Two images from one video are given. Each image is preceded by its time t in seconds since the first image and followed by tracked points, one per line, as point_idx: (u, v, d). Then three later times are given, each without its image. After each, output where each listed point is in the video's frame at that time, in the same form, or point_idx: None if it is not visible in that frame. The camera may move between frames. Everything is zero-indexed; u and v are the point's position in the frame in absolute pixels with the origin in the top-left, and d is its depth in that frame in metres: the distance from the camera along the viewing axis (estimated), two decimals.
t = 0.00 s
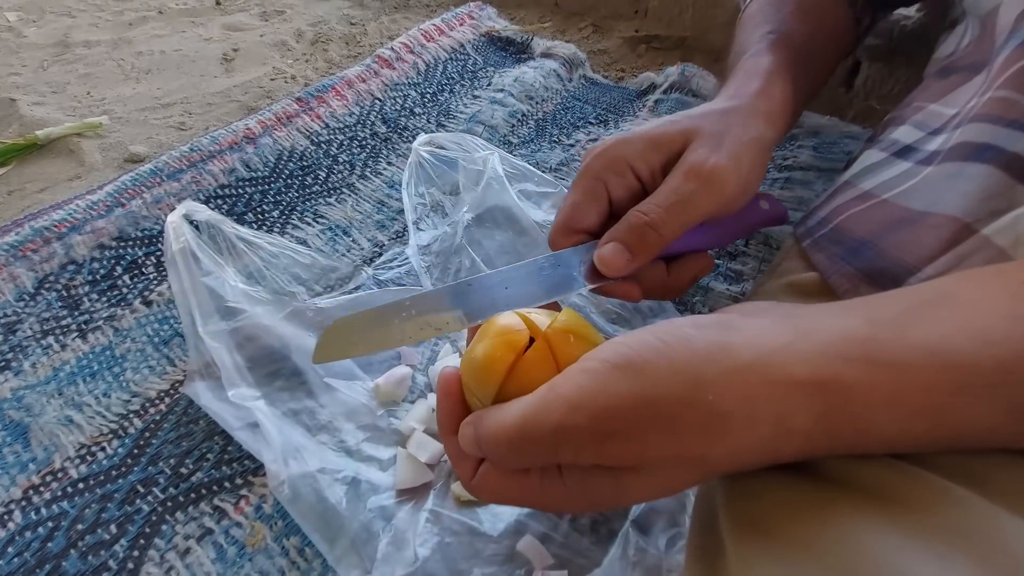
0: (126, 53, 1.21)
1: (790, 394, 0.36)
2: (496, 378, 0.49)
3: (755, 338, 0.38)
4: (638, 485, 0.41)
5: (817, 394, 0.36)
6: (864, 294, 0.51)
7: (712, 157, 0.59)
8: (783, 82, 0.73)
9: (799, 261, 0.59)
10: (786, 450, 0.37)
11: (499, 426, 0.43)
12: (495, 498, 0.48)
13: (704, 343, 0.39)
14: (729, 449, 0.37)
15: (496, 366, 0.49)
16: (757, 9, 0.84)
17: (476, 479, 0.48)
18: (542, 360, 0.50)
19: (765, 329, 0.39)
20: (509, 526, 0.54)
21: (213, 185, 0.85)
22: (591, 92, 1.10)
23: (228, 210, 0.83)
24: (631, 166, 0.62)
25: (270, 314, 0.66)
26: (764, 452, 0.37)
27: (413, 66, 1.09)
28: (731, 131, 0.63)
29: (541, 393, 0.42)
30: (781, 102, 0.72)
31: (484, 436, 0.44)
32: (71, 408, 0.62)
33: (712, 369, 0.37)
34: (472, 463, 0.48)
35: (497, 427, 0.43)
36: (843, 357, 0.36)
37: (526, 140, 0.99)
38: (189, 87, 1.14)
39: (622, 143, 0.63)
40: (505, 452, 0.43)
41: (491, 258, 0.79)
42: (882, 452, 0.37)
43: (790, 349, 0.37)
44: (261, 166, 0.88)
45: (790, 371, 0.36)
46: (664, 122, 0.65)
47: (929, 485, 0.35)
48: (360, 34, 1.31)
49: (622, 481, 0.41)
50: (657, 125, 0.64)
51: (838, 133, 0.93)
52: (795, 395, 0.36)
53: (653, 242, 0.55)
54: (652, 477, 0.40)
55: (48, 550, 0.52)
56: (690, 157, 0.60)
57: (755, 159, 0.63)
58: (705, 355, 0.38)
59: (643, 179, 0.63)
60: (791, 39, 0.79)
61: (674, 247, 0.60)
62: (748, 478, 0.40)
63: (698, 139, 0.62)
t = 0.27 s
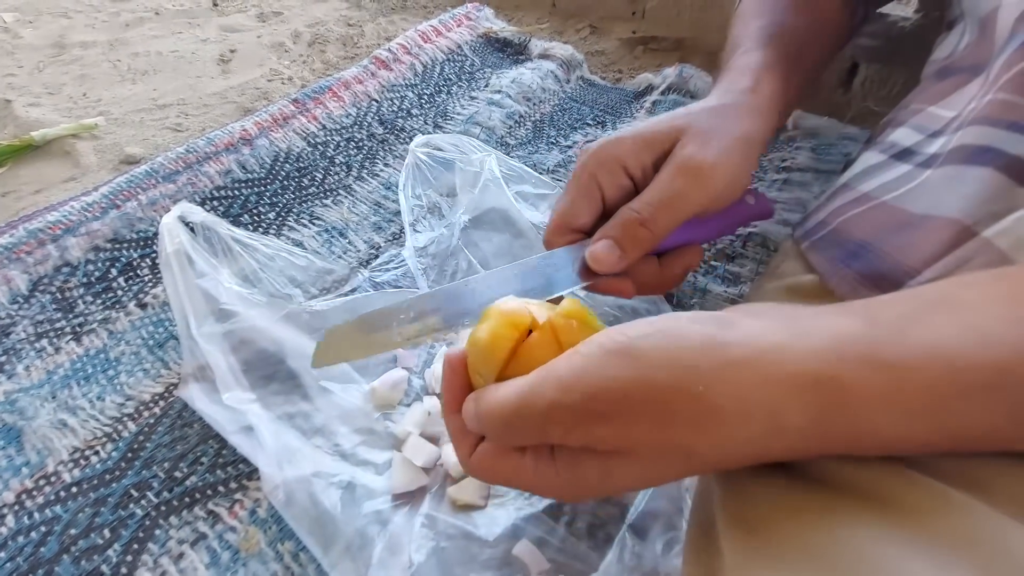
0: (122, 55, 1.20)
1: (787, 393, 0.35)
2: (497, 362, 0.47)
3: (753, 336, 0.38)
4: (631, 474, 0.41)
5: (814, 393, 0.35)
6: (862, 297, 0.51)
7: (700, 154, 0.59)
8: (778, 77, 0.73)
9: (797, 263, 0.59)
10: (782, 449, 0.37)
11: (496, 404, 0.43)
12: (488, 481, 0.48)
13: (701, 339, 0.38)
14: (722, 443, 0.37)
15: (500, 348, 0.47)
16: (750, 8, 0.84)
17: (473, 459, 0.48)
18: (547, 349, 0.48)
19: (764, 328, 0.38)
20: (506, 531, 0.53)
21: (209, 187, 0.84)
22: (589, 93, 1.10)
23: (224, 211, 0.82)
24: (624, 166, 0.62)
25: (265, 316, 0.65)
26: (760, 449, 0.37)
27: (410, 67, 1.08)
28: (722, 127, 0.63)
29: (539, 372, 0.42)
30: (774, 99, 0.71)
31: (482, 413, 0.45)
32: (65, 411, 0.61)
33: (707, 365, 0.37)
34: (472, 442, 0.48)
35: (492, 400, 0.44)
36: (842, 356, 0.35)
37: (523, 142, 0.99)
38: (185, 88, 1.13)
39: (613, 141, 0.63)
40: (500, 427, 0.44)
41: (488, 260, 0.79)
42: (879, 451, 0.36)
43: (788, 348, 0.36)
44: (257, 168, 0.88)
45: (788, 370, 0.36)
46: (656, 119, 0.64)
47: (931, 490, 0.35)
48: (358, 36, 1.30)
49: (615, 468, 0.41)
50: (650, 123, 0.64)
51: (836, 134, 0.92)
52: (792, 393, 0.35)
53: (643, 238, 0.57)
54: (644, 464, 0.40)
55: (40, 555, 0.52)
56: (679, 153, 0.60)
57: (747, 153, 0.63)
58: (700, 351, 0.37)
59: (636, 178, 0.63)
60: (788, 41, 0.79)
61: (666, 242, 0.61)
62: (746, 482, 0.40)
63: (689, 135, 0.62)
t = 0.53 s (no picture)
0: (118, 57, 1.20)
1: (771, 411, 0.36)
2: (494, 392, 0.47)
3: (739, 353, 0.38)
4: (625, 499, 0.41)
5: (800, 410, 0.35)
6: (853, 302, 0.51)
7: (731, 167, 0.60)
8: (777, 80, 0.73)
9: (790, 268, 0.59)
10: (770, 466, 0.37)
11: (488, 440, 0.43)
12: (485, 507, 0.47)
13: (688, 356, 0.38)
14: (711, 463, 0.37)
15: (495, 380, 0.47)
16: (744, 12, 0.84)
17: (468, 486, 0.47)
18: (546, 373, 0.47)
19: (750, 343, 0.39)
20: (498, 536, 0.53)
21: (204, 190, 0.84)
22: (585, 96, 1.10)
23: (219, 215, 0.82)
24: (653, 182, 0.62)
25: (258, 321, 0.65)
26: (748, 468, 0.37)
27: (406, 70, 1.08)
28: (742, 139, 0.64)
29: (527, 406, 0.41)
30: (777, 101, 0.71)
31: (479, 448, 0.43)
32: (58, 416, 0.61)
33: (694, 383, 0.37)
34: (465, 470, 0.47)
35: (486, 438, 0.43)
36: (827, 372, 0.36)
37: (519, 144, 0.99)
38: (181, 91, 1.13)
39: (638, 160, 0.62)
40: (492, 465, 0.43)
41: (483, 263, 0.79)
42: (868, 466, 0.36)
43: (774, 363, 0.37)
44: (252, 171, 0.88)
45: (774, 387, 0.36)
46: (675, 134, 0.65)
47: (920, 503, 0.35)
48: (354, 38, 1.30)
49: (609, 493, 0.41)
50: (668, 139, 0.64)
51: (831, 136, 0.93)
52: (778, 412, 0.36)
53: (680, 249, 0.57)
54: (638, 490, 0.40)
55: (33, 561, 0.52)
56: (711, 166, 0.60)
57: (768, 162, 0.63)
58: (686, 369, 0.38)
59: (665, 194, 0.62)
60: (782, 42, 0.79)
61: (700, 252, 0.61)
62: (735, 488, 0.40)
63: (713, 149, 0.63)
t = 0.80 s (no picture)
0: (116, 60, 1.20)
1: (769, 407, 0.36)
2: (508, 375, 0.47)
3: (739, 350, 0.38)
4: (623, 494, 0.41)
5: (798, 408, 0.35)
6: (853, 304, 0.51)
7: (692, 175, 0.60)
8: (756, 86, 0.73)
9: (790, 270, 0.59)
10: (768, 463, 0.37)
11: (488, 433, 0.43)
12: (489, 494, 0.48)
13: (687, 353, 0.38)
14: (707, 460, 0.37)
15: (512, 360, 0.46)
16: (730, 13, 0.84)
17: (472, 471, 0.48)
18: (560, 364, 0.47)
19: (751, 341, 0.39)
20: (498, 539, 0.53)
21: (202, 193, 0.84)
22: (584, 96, 1.10)
23: (218, 218, 0.82)
24: (615, 196, 0.62)
25: (258, 325, 0.65)
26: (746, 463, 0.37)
27: (405, 71, 1.08)
28: (705, 147, 0.64)
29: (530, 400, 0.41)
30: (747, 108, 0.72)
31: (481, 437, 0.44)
32: (58, 421, 0.61)
33: (693, 380, 0.37)
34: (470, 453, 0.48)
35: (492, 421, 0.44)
36: (825, 369, 0.35)
37: (518, 145, 0.99)
38: (180, 93, 1.13)
39: (602, 173, 0.63)
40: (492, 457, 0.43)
41: (482, 265, 0.79)
42: (867, 465, 0.36)
43: (773, 361, 0.37)
44: (250, 174, 0.88)
45: (771, 383, 0.36)
46: (637, 146, 0.64)
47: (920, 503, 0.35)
48: (352, 39, 1.30)
49: (607, 489, 0.41)
50: (634, 150, 0.64)
51: (831, 136, 0.93)
52: (775, 408, 0.36)
53: (646, 264, 0.57)
54: (638, 487, 0.40)
55: (33, 566, 0.52)
56: (670, 177, 0.60)
57: (732, 168, 0.63)
58: (686, 365, 0.38)
59: (629, 206, 0.63)
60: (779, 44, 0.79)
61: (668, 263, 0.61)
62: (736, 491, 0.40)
63: (674, 159, 0.62)
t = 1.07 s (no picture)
0: (119, 61, 1.21)
1: (767, 403, 0.36)
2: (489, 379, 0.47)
3: (738, 348, 0.38)
4: (625, 488, 0.42)
5: (796, 405, 0.36)
6: (854, 303, 0.51)
7: (693, 169, 0.61)
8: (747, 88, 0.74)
9: (790, 268, 0.59)
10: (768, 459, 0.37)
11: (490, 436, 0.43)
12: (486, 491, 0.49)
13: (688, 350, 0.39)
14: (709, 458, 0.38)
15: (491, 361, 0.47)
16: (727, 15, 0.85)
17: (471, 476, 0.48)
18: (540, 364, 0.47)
19: (750, 339, 0.39)
20: (502, 537, 0.54)
21: (205, 194, 0.84)
22: (585, 96, 1.10)
23: (221, 218, 0.83)
24: (621, 193, 0.62)
25: (262, 325, 0.66)
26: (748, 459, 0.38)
27: (406, 71, 1.08)
28: (704, 143, 0.65)
29: (530, 408, 0.42)
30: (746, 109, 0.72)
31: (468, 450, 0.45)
32: (64, 421, 0.62)
33: (693, 377, 0.37)
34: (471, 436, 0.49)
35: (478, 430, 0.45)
36: (823, 364, 0.36)
37: (519, 145, 0.99)
38: (182, 94, 1.14)
39: (607, 172, 0.63)
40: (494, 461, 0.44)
41: (484, 265, 0.79)
42: (864, 463, 0.37)
43: (772, 359, 0.37)
44: (253, 174, 0.88)
45: (771, 379, 0.36)
46: (637, 144, 0.65)
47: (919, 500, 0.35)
48: (353, 40, 1.30)
49: (608, 485, 0.42)
50: (634, 149, 0.65)
51: (831, 135, 0.93)
52: (774, 404, 0.36)
53: (651, 256, 0.57)
54: (641, 481, 0.41)
55: (41, 565, 0.52)
56: (672, 172, 0.61)
57: (733, 163, 0.64)
58: (686, 362, 0.38)
59: (634, 204, 0.63)
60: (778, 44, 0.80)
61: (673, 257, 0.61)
62: (738, 487, 0.40)
63: (675, 156, 0.63)
